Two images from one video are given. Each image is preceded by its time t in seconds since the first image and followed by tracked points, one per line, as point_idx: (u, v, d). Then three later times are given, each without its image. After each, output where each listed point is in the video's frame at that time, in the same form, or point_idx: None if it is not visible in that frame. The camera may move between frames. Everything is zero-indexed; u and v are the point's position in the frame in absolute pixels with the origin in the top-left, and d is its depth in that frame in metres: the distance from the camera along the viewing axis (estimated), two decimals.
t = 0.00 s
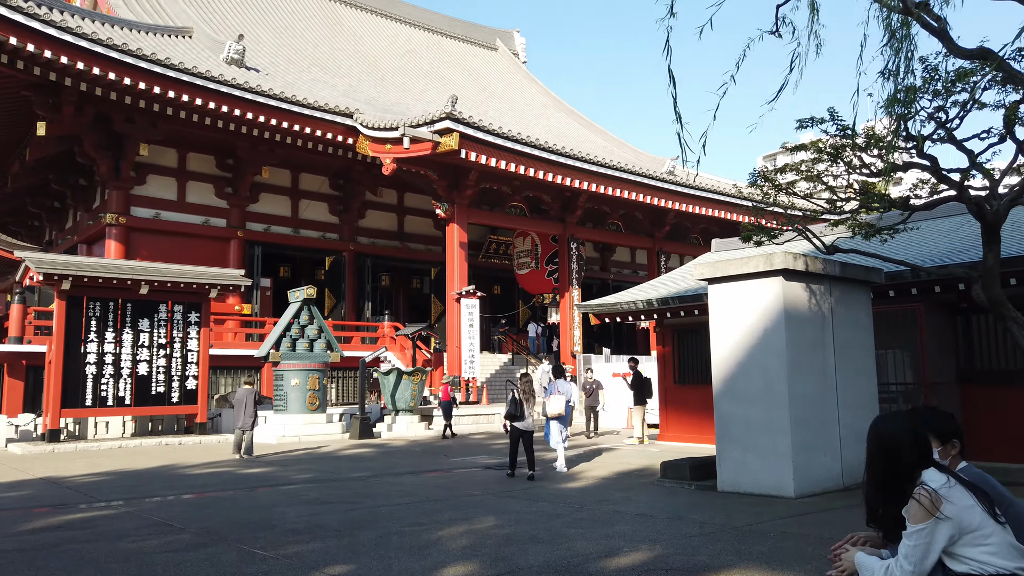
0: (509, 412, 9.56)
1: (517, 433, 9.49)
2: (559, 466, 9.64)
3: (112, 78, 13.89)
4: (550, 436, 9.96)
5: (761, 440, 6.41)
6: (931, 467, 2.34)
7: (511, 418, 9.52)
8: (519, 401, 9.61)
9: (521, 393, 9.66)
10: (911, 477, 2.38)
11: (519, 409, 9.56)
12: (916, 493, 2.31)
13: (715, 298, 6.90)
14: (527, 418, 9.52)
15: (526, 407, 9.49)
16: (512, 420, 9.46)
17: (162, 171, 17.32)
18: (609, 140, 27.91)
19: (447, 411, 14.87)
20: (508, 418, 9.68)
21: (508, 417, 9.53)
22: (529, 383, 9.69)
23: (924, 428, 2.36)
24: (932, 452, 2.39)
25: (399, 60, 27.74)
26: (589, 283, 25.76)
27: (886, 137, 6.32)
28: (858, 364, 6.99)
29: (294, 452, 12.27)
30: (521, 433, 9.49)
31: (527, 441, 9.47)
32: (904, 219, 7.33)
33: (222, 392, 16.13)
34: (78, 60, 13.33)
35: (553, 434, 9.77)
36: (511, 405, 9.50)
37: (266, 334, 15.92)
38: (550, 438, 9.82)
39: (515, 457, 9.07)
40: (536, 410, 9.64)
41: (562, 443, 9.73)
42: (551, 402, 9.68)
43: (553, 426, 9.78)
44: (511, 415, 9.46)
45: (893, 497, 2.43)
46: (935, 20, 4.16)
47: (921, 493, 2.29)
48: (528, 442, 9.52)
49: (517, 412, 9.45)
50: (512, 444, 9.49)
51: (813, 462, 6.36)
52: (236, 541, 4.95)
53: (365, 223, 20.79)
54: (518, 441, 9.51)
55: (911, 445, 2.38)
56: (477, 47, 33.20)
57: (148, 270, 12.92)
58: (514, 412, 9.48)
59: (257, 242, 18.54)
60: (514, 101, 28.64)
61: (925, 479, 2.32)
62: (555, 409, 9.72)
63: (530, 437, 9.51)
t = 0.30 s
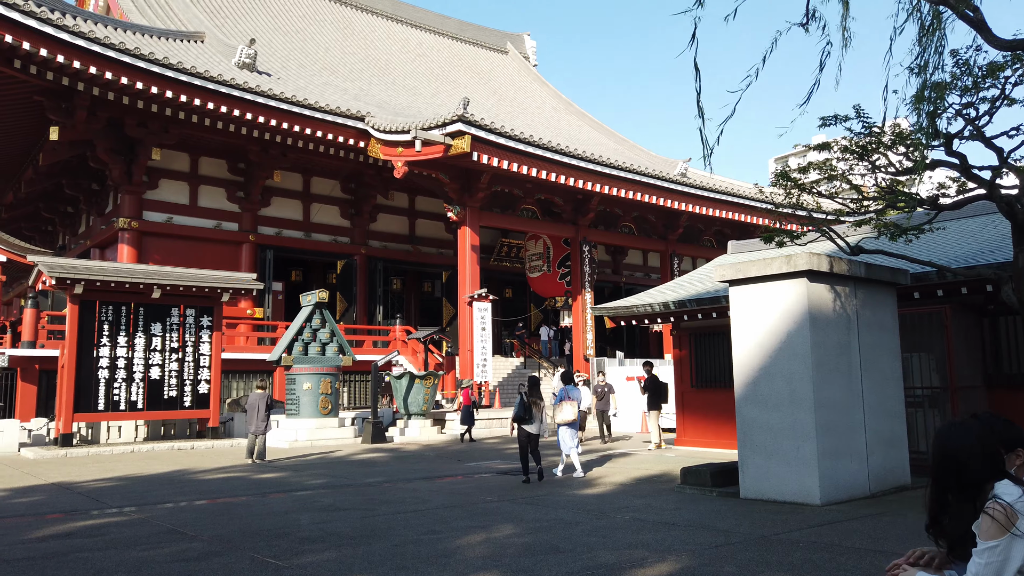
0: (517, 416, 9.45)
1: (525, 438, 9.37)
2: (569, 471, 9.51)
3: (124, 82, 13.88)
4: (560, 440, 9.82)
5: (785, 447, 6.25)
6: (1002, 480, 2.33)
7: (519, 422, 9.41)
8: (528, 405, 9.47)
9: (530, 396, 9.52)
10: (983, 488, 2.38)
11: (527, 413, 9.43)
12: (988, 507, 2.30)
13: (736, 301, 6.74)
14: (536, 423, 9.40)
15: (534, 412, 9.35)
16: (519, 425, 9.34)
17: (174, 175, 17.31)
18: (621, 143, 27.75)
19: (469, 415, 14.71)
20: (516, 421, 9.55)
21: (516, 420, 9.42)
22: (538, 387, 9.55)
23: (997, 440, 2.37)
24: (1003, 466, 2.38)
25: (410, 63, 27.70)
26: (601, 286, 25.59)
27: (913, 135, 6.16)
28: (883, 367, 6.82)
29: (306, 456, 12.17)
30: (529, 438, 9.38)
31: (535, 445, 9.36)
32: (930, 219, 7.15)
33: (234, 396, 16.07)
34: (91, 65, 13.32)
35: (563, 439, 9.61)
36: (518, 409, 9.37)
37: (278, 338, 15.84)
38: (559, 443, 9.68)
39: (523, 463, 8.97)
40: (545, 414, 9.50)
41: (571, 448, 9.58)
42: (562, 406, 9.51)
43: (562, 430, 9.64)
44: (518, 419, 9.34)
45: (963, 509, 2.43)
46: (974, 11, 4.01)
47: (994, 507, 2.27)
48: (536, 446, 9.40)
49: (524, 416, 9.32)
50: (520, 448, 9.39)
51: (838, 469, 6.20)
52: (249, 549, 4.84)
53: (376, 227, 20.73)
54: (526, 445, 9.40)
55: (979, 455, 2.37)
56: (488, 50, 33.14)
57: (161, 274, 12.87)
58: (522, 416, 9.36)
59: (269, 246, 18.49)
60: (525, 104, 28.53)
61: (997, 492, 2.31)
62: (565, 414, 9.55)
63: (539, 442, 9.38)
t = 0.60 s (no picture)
0: (526, 412, 9.28)
1: (534, 435, 9.22)
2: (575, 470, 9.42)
3: (134, 81, 13.81)
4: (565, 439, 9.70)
5: (810, 445, 6.05)
6: None
7: (528, 419, 9.23)
8: (537, 402, 9.33)
9: (540, 393, 9.38)
10: None
11: (537, 410, 9.29)
12: None
13: (758, 295, 6.55)
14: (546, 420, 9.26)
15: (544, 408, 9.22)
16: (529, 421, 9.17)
17: (185, 175, 17.26)
18: (632, 140, 27.52)
19: (487, 414, 14.60)
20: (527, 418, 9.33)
21: (525, 417, 9.25)
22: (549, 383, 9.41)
23: None
24: None
25: (420, 62, 27.53)
26: (613, 285, 25.38)
27: (942, 122, 5.95)
28: (909, 363, 6.61)
29: (317, 456, 12.05)
30: (539, 436, 9.23)
31: (544, 443, 9.23)
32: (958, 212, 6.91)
33: (245, 396, 16.01)
34: (101, 63, 13.25)
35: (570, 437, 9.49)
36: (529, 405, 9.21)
37: (289, 337, 15.75)
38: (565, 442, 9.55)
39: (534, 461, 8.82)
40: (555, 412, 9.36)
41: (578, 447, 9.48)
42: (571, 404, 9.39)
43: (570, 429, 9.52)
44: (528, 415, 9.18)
45: None
46: None
47: None
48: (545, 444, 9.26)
49: (535, 413, 9.16)
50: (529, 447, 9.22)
51: (865, 469, 5.99)
52: (258, 551, 4.70)
53: (387, 225, 20.61)
54: (536, 443, 9.25)
55: None
56: (497, 48, 32.98)
57: (171, 273, 12.78)
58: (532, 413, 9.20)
59: (279, 245, 18.40)
60: (535, 102, 28.35)
61: None
62: (575, 412, 9.43)
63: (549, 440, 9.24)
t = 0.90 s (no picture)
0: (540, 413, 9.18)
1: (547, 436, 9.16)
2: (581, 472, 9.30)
3: (144, 80, 13.74)
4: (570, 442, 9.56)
5: (833, 447, 5.86)
6: None
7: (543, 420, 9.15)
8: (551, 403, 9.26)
9: (553, 394, 9.32)
10: None
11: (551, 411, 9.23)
12: None
13: (779, 294, 6.36)
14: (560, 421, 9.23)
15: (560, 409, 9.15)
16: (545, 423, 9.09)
17: (195, 175, 17.20)
18: (644, 138, 27.29)
19: (508, 412, 14.63)
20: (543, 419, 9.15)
21: (539, 418, 9.17)
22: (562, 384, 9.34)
23: None
24: None
25: (430, 60, 27.40)
26: (624, 284, 25.18)
27: (972, 112, 5.74)
28: (935, 362, 6.41)
29: (328, 457, 11.95)
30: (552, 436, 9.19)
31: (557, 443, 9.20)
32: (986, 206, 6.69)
33: (256, 396, 15.93)
34: (111, 63, 13.17)
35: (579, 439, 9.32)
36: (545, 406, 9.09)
37: (299, 336, 15.67)
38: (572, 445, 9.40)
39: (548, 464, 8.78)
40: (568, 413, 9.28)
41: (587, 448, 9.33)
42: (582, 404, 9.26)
43: (579, 430, 9.36)
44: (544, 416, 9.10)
45: None
46: None
47: None
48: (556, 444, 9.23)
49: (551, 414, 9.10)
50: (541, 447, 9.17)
51: (891, 471, 5.80)
52: (267, 557, 4.57)
53: (397, 225, 20.49)
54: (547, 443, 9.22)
55: None
56: (507, 47, 32.82)
57: (181, 273, 12.69)
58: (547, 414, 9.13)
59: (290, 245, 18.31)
60: (546, 100, 28.17)
61: None
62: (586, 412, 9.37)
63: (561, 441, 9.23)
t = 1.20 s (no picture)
0: (553, 413, 9.03)
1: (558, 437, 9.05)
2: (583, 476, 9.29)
3: (155, 80, 13.71)
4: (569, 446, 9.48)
5: (857, 448, 5.70)
6: None
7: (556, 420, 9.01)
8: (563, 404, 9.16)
9: (564, 395, 9.23)
10: None
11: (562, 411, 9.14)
12: None
13: (800, 291, 6.22)
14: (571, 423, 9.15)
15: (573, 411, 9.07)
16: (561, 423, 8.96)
17: (206, 175, 17.18)
18: (656, 137, 27.09)
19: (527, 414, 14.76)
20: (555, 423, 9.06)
21: (552, 418, 9.04)
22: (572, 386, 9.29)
23: None
24: None
25: (440, 60, 27.31)
26: (636, 284, 25.01)
27: (1002, 103, 5.56)
28: (960, 361, 6.24)
29: (339, 458, 11.86)
30: (562, 438, 9.09)
31: (565, 445, 9.12)
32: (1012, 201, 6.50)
33: (267, 397, 15.89)
34: (121, 63, 13.15)
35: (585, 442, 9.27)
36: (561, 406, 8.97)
37: (310, 337, 15.63)
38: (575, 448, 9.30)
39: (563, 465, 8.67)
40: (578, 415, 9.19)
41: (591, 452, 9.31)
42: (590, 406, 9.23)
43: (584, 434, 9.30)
44: (560, 417, 8.98)
45: None
46: None
47: None
48: (564, 446, 9.15)
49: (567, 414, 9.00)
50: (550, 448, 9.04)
51: (916, 472, 5.64)
52: (277, 561, 4.47)
53: (408, 225, 20.41)
54: (555, 444, 9.10)
55: None
56: (518, 46, 32.71)
57: (192, 273, 12.65)
58: (561, 415, 9.02)
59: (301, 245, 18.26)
60: (556, 99, 28.00)
61: None
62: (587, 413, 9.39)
63: (569, 443, 9.17)
